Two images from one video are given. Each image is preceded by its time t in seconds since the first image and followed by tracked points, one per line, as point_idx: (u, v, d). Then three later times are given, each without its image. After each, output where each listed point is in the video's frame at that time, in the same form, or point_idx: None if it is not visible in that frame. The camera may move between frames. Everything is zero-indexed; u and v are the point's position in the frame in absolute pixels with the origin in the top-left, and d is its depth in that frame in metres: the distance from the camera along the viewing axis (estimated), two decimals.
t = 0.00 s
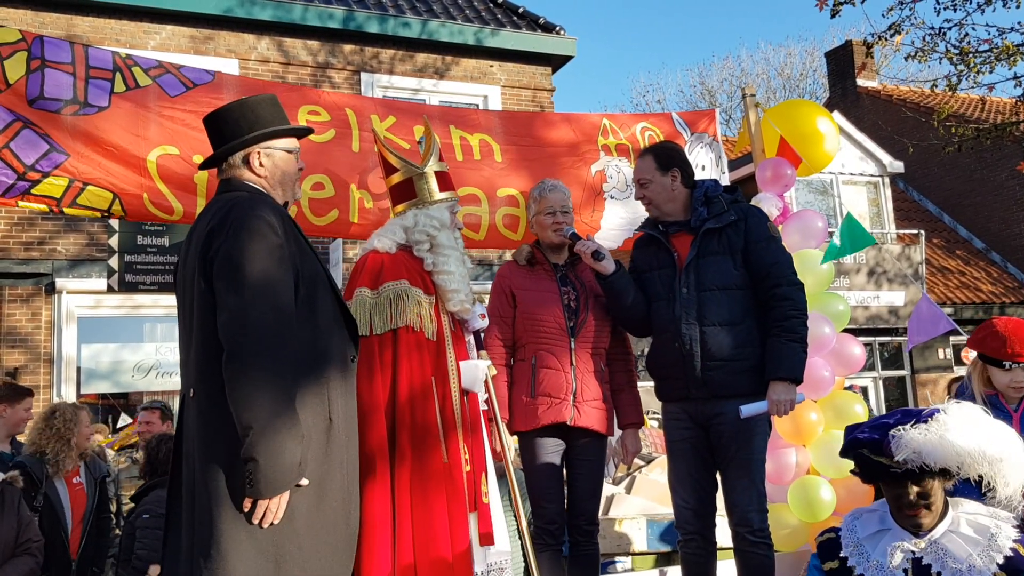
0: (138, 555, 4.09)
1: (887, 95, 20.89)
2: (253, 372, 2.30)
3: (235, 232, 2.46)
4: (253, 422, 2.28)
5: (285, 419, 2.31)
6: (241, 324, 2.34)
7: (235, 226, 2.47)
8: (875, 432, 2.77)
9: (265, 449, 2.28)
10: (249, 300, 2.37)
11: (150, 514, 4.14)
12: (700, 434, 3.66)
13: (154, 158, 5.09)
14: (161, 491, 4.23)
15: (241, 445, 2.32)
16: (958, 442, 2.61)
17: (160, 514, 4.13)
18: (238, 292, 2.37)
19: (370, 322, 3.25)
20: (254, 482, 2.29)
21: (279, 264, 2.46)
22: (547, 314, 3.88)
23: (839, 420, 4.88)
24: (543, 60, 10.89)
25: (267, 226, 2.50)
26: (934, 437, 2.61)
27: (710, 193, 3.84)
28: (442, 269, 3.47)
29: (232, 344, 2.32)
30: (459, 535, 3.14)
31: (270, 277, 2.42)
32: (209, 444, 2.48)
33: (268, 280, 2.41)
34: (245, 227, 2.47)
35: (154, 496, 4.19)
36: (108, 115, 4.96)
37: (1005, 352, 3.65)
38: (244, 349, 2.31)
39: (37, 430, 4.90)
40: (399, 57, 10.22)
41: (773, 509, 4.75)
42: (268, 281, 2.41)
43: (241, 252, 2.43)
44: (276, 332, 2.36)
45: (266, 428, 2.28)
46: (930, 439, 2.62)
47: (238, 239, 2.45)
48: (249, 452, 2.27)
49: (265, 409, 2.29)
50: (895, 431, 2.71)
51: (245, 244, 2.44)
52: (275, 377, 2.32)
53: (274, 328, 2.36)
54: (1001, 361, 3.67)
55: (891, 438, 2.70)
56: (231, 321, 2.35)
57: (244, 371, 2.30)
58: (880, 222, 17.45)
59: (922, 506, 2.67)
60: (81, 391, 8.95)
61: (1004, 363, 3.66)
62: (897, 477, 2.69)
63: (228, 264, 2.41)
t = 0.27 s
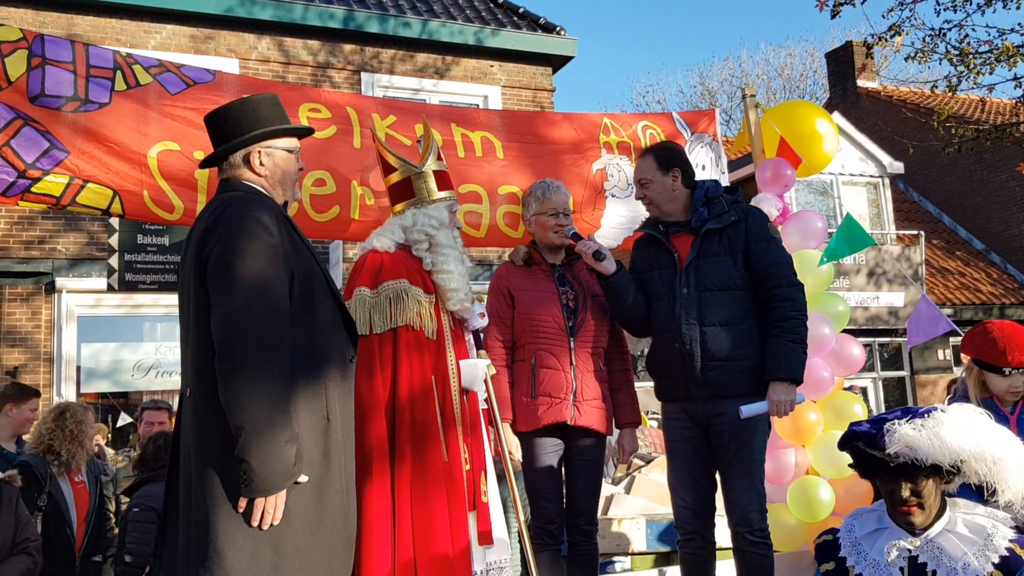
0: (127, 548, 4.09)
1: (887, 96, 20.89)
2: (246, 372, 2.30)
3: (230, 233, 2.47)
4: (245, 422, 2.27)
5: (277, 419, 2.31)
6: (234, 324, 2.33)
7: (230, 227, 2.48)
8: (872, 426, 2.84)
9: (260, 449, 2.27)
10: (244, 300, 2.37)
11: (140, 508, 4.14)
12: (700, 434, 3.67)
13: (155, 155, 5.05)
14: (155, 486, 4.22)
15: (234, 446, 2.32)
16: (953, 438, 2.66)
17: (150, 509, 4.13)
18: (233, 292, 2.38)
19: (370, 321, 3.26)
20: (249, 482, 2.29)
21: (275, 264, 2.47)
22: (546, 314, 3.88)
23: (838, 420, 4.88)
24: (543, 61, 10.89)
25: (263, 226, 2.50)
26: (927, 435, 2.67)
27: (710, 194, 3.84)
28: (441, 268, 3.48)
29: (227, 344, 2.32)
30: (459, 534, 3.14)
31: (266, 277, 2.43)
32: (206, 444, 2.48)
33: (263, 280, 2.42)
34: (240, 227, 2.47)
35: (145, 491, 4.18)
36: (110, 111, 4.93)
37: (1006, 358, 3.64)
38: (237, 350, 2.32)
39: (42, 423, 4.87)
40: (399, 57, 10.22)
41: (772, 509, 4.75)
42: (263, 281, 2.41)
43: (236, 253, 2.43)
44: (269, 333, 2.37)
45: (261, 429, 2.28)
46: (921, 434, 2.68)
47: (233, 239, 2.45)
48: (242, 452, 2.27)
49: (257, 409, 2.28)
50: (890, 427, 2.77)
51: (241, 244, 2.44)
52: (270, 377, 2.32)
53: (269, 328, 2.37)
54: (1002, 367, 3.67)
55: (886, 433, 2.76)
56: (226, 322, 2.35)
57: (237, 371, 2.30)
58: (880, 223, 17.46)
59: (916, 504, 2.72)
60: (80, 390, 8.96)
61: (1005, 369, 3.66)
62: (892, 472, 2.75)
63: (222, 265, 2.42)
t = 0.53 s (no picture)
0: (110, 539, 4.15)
1: (886, 96, 20.89)
2: (245, 371, 2.30)
3: (229, 231, 2.46)
4: (244, 420, 2.27)
5: (277, 416, 2.31)
6: (233, 323, 2.33)
7: (229, 225, 2.48)
8: (862, 421, 2.93)
9: (259, 447, 2.27)
10: (244, 298, 2.37)
11: (126, 502, 4.19)
12: (699, 433, 3.67)
13: (154, 152, 5.05)
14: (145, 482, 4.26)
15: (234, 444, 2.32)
16: (932, 441, 2.71)
17: (135, 505, 4.19)
18: (232, 291, 2.37)
19: (371, 320, 3.26)
20: (249, 480, 2.29)
21: (273, 262, 2.47)
22: (547, 313, 3.88)
23: (837, 419, 4.88)
24: (542, 60, 10.89)
25: (261, 224, 2.50)
26: (908, 429, 2.76)
27: (709, 193, 3.84)
28: (440, 267, 3.48)
29: (226, 342, 2.32)
30: (459, 532, 3.14)
31: (264, 276, 2.42)
32: (205, 443, 2.48)
33: (262, 279, 2.42)
34: (238, 225, 2.47)
35: (133, 486, 4.23)
36: (110, 107, 4.92)
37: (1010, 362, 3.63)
38: (236, 348, 2.32)
39: (49, 419, 4.84)
40: (398, 56, 10.22)
41: (771, 507, 4.74)
42: (262, 280, 2.41)
43: (235, 251, 2.43)
44: (268, 331, 2.36)
45: (260, 427, 2.28)
46: (902, 430, 2.77)
47: (232, 238, 2.45)
48: (242, 450, 2.27)
49: (256, 406, 2.28)
50: (877, 422, 2.87)
51: (240, 242, 2.44)
52: (269, 375, 2.32)
53: (268, 327, 2.37)
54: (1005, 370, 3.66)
55: (871, 428, 2.85)
56: (225, 321, 2.36)
57: (236, 369, 2.30)
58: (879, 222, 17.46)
59: (909, 501, 2.78)
60: (79, 389, 8.95)
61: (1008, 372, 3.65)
62: (874, 466, 2.83)
63: (221, 263, 2.42)
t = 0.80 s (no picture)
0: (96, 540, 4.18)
1: (885, 95, 20.90)
2: (245, 367, 2.30)
3: (229, 228, 2.46)
4: (245, 417, 2.27)
5: (277, 413, 2.30)
6: (233, 320, 2.33)
7: (229, 222, 2.48)
8: (858, 421, 2.87)
9: (259, 443, 2.27)
10: (244, 295, 2.37)
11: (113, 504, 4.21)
12: (699, 432, 3.67)
13: (152, 150, 5.05)
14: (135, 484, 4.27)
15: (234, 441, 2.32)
16: (921, 447, 2.66)
17: (119, 508, 4.19)
18: (231, 287, 2.37)
19: (374, 318, 3.26)
20: (249, 476, 2.29)
21: (274, 259, 2.46)
22: (550, 311, 3.89)
23: (837, 418, 4.87)
24: (541, 59, 10.89)
25: (262, 221, 2.50)
26: (904, 433, 2.71)
27: (707, 189, 3.84)
28: (441, 265, 3.48)
29: (226, 339, 2.32)
30: (460, 530, 3.14)
31: (264, 273, 2.42)
32: (208, 440, 2.48)
33: (262, 276, 2.41)
34: (239, 222, 2.47)
35: (122, 488, 4.24)
36: (109, 105, 4.94)
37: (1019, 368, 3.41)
38: (237, 344, 2.31)
39: (55, 417, 4.87)
40: (397, 55, 10.21)
41: (770, 506, 4.75)
42: (262, 277, 2.41)
43: (235, 248, 2.42)
44: (269, 327, 2.36)
45: (260, 424, 2.28)
46: (899, 434, 2.72)
47: (232, 235, 2.45)
48: (242, 447, 2.27)
49: (256, 403, 2.28)
50: (874, 424, 2.81)
51: (240, 239, 2.44)
52: (269, 372, 2.32)
53: (268, 323, 2.36)
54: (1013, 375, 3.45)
55: (865, 430, 2.81)
56: (224, 317, 2.35)
57: (236, 365, 2.30)
58: (878, 221, 17.47)
59: (910, 502, 2.72)
60: (77, 388, 8.94)
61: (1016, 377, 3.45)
62: (868, 469, 2.80)
63: (221, 260, 2.41)
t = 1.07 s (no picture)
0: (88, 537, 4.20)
1: (884, 93, 20.91)
2: (240, 366, 2.30)
3: (225, 228, 2.47)
4: (238, 415, 2.28)
5: (271, 410, 2.30)
6: (227, 319, 2.34)
7: (224, 222, 2.48)
8: (852, 430, 2.78)
9: (254, 441, 2.27)
10: (238, 294, 2.37)
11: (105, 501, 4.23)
12: (697, 430, 3.67)
13: (152, 148, 5.03)
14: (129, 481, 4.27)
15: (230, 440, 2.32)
16: (917, 457, 2.55)
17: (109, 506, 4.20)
18: (225, 287, 2.37)
19: (374, 316, 3.26)
20: (245, 474, 2.29)
21: (269, 258, 2.46)
22: (550, 309, 3.89)
23: (835, 416, 4.89)
24: (541, 58, 10.89)
25: (256, 220, 2.50)
26: (895, 449, 2.59)
27: (708, 188, 3.85)
28: (440, 264, 3.48)
29: (220, 338, 2.32)
30: (459, 528, 3.15)
31: (259, 272, 2.42)
32: (208, 440, 2.49)
33: (256, 275, 2.42)
34: (234, 221, 2.48)
35: (115, 486, 4.26)
36: (108, 103, 4.92)
37: None
38: (230, 343, 2.32)
39: (55, 416, 4.86)
40: (396, 54, 10.21)
41: (769, 504, 4.76)
42: (257, 275, 2.41)
43: (230, 247, 2.43)
44: (263, 325, 2.36)
45: (255, 422, 2.28)
46: (890, 450, 2.60)
47: (227, 234, 2.45)
48: (237, 445, 2.28)
49: (250, 401, 2.28)
50: (866, 435, 2.72)
51: (235, 239, 2.44)
52: (263, 370, 2.32)
53: (262, 322, 2.36)
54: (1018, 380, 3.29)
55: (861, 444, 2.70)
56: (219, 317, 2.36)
57: (230, 364, 2.30)
58: (877, 219, 17.48)
59: (911, 506, 2.62)
60: (77, 387, 8.94)
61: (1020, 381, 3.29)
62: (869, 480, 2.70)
63: (216, 260, 2.42)
